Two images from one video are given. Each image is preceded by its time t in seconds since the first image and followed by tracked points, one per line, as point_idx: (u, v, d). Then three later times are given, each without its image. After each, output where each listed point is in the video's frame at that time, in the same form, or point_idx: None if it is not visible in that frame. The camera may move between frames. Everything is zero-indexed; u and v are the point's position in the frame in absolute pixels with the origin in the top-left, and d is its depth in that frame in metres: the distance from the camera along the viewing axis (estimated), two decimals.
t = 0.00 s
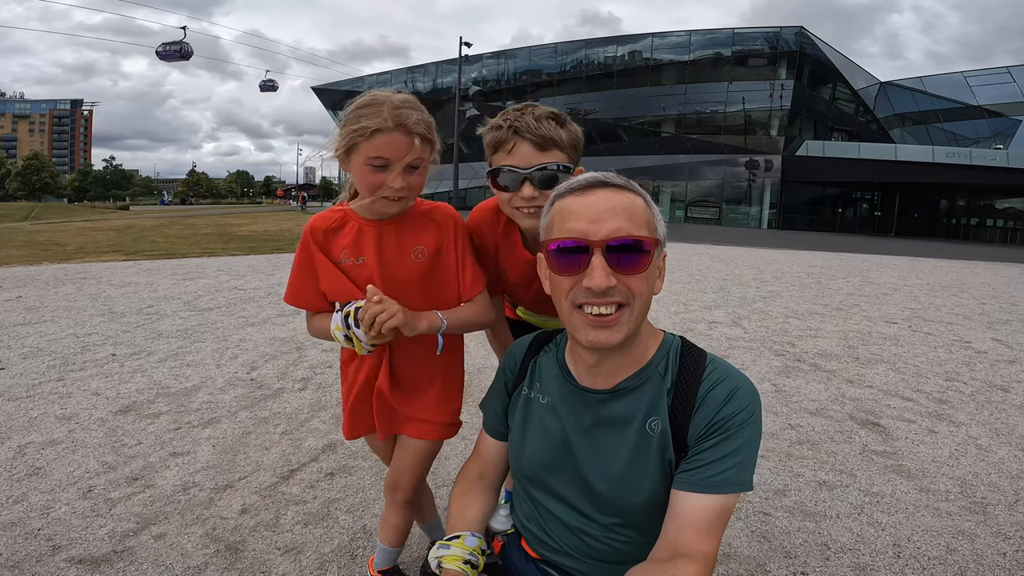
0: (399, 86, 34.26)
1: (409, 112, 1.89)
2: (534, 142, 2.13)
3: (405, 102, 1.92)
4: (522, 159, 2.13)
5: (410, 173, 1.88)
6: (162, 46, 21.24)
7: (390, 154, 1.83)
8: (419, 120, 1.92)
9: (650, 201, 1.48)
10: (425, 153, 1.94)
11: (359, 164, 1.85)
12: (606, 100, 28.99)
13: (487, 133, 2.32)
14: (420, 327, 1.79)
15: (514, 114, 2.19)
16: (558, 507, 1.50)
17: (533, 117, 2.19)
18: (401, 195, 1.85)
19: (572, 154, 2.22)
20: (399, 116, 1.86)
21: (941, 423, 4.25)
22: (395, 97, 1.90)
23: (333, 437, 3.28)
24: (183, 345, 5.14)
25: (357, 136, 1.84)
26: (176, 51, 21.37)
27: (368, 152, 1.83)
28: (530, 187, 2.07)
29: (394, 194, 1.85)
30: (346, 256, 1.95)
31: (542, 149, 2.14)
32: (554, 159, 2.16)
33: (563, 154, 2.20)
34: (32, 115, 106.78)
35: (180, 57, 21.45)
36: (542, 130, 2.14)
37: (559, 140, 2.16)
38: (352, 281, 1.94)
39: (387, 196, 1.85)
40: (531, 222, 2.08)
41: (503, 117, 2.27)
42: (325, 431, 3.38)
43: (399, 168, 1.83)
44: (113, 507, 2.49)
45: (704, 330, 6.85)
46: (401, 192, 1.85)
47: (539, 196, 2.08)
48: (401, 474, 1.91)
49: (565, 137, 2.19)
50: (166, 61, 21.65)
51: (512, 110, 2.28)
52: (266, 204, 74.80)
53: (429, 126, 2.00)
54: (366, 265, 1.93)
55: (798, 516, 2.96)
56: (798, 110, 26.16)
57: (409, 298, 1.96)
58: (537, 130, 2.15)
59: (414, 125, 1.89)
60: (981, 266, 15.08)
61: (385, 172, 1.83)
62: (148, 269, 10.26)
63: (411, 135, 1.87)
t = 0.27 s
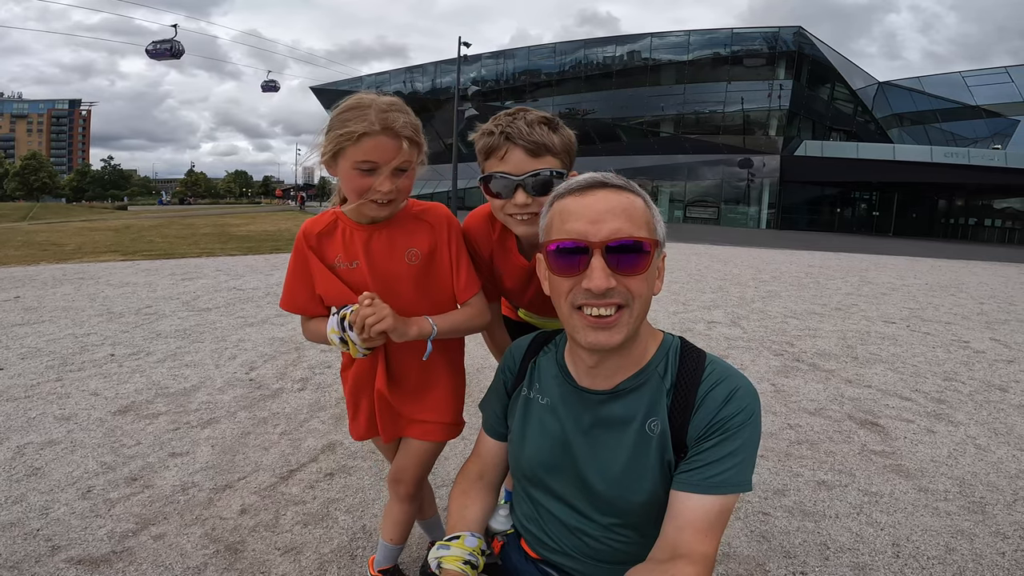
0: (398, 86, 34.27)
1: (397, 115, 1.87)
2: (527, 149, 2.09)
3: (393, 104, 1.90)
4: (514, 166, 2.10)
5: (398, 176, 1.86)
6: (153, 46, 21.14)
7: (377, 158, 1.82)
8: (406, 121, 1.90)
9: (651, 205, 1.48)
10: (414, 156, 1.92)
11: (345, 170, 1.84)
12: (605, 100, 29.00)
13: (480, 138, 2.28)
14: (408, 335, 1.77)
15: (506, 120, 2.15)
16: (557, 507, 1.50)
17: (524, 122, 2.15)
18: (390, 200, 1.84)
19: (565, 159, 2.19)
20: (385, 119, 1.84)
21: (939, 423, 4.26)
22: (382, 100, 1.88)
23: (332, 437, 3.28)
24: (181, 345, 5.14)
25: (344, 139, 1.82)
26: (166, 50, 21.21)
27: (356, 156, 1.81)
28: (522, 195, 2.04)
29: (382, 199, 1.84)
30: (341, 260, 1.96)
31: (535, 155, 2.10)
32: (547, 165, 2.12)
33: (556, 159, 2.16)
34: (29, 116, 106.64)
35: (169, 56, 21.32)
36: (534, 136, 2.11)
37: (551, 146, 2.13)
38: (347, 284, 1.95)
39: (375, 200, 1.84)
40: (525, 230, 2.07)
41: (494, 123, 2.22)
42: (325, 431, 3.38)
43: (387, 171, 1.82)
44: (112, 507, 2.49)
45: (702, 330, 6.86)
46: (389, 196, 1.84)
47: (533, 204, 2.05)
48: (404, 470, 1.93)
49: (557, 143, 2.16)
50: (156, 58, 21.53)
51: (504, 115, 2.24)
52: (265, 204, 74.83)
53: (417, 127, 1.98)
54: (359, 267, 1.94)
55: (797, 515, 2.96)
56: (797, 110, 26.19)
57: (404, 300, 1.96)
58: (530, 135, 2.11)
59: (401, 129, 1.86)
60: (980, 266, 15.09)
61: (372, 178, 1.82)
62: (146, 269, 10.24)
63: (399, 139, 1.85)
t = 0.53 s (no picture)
0: (397, 87, 34.30)
1: (388, 118, 1.85)
2: (522, 154, 2.09)
3: (385, 106, 1.89)
4: (509, 171, 2.10)
5: (391, 180, 1.85)
6: (143, 44, 20.62)
7: (369, 161, 1.81)
8: (398, 123, 1.88)
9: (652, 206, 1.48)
10: (407, 158, 1.91)
11: (338, 174, 1.85)
12: (604, 100, 29.02)
13: (475, 141, 2.28)
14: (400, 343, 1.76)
15: (501, 124, 2.15)
16: (557, 507, 1.50)
17: (520, 125, 2.14)
18: (382, 204, 1.83)
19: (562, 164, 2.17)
20: (376, 122, 1.83)
21: (938, 422, 4.27)
22: (373, 102, 1.87)
23: (332, 437, 3.28)
24: (180, 345, 5.14)
25: (335, 143, 1.82)
26: (157, 49, 20.59)
27: (347, 160, 1.81)
28: (517, 200, 2.03)
29: (375, 203, 1.83)
30: (338, 262, 1.97)
31: (530, 161, 2.10)
32: (542, 169, 2.11)
33: (552, 163, 2.14)
34: (28, 116, 106.52)
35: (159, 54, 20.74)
36: (529, 141, 2.10)
37: (547, 151, 2.12)
38: (344, 287, 1.96)
39: (368, 204, 1.83)
40: (520, 234, 2.06)
41: (491, 126, 2.22)
42: (324, 431, 3.38)
43: (379, 175, 1.81)
44: (111, 507, 2.49)
45: (701, 329, 6.87)
46: (382, 200, 1.83)
47: (527, 209, 2.03)
48: (406, 468, 1.94)
49: (553, 146, 2.15)
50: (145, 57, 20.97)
51: (500, 118, 2.23)
52: (263, 205, 74.75)
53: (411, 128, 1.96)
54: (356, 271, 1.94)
55: (796, 514, 2.97)
56: (796, 110, 26.22)
57: (401, 305, 1.95)
58: (525, 140, 2.10)
59: (392, 131, 1.85)
60: (979, 266, 15.09)
61: (364, 182, 1.82)
62: (145, 270, 10.23)
63: (390, 141, 1.84)
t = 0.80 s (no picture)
0: (397, 87, 34.31)
1: (384, 120, 1.86)
2: (512, 157, 2.09)
3: (381, 108, 1.91)
4: (499, 174, 2.10)
5: (389, 180, 1.86)
6: (133, 42, 20.06)
7: (366, 163, 1.82)
8: (394, 125, 1.90)
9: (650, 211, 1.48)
10: (404, 159, 1.92)
11: (336, 176, 1.85)
12: (603, 100, 29.03)
13: (466, 143, 2.28)
14: (398, 350, 1.77)
15: (492, 127, 2.15)
16: (553, 507, 1.50)
17: (511, 129, 2.14)
18: (380, 204, 1.84)
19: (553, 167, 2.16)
20: (372, 123, 1.84)
21: (934, 422, 4.28)
22: (371, 106, 1.88)
23: (329, 437, 3.29)
24: (177, 346, 5.15)
25: (333, 145, 1.83)
26: (146, 47, 20.09)
27: (344, 162, 1.82)
28: (507, 204, 2.04)
29: (373, 203, 1.84)
30: (339, 266, 1.98)
31: (520, 164, 2.10)
32: (532, 174, 2.11)
33: (543, 167, 2.14)
34: (26, 116, 106.47)
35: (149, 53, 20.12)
36: (519, 144, 2.10)
37: (537, 154, 2.12)
38: (344, 290, 1.97)
39: (365, 205, 1.83)
40: (511, 237, 2.08)
41: (482, 127, 2.22)
42: (322, 431, 3.38)
43: (377, 176, 1.82)
44: (108, 508, 2.49)
45: (699, 329, 6.88)
46: (380, 200, 1.83)
47: (518, 212, 2.05)
48: (405, 469, 1.94)
49: (543, 150, 2.13)
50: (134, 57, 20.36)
51: (491, 119, 2.23)
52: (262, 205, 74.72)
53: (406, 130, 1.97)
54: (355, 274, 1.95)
55: (793, 514, 2.98)
56: (794, 110, 26.25)
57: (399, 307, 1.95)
58: (515, 144, 2.10)
59: (388, 133, 1.86)
60: (977, 266, 15.11)
61: (362, 184, 1.82)
62: (143, 270, 10.22)
63: (387, 142, 1.85)
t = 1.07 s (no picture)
0: (396, 87, 34.33)
1: (377, 119, 1.87)
2: (503, 160, 2.08)
3: (373, 108, 1.91)
4: (491, 176, 2.10)
5: (385, 180, 1.87)
6: (121, 41, 19.97)
7: (360, 162, 1.82)
8: (387, 124, 1.91)
9: (622, 212, 1.36)
10: (399, 159, 1.93)
11: (328, 177, 1.85)
12: (602, 100, 29.05)
13: (459, 143, 2.28)
14: (399, 354, 1.78)
15: (484, 128, 2.15)
16: (549, 507, 1.51)
17: (504, 129, 2.13)
18: (375, 203, 1.85)
19: (545, 170, 2.15)
20: (363, 122, 1.84)
21: (932, 422, 4.29)
22: (363, 106, 1.88)
23: (327, 437, 3.29)
24: (175, 346, 5.15)
25: (326, 147, 1.83)
26: (135, 46, 20.02)
27: (338, 163, 1.82)
28: (498, 207, 2.06)
29: (368, 203, 1.84)
30: (331, 267, 1.98)
31: (511, 166, 2.10)
32: (524, 176, 2.11)
33: (535, 169, 2.14)
34: (25, 117, 106.38)
35: (138, 52, 20.05)
36: (511, 146, 2.09)
37: (529, 156, 2.11)
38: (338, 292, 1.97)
39: (361, 204, 1.84)
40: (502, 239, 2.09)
41: (475, 128, 2.22)
42: (320, 431, 3.39)
43: (371, 175, 1.82)
44: (105, 508, 2.49)
45: (697, 329, 6.89)
46: (375, 200, 1.84)
47: (508, 214, 2.07)
48: (400, 471, 1.95)
49: (536, 152, 2.13)
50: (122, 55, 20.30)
51: (485, 120, 2.22)
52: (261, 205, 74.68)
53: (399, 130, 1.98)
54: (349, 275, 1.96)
55: (789, 514, 2.98)
56: (792, 110, 26.29)
57: (394, 308, 1.95)
58: (506, 146, 2.10)
59: (382, 132, 1.87)
60: (975, 266, 15.11)
61: (356, 183, 1.83)
62: (141, 271, 10.21)
63: (381, 142, 1.86)
